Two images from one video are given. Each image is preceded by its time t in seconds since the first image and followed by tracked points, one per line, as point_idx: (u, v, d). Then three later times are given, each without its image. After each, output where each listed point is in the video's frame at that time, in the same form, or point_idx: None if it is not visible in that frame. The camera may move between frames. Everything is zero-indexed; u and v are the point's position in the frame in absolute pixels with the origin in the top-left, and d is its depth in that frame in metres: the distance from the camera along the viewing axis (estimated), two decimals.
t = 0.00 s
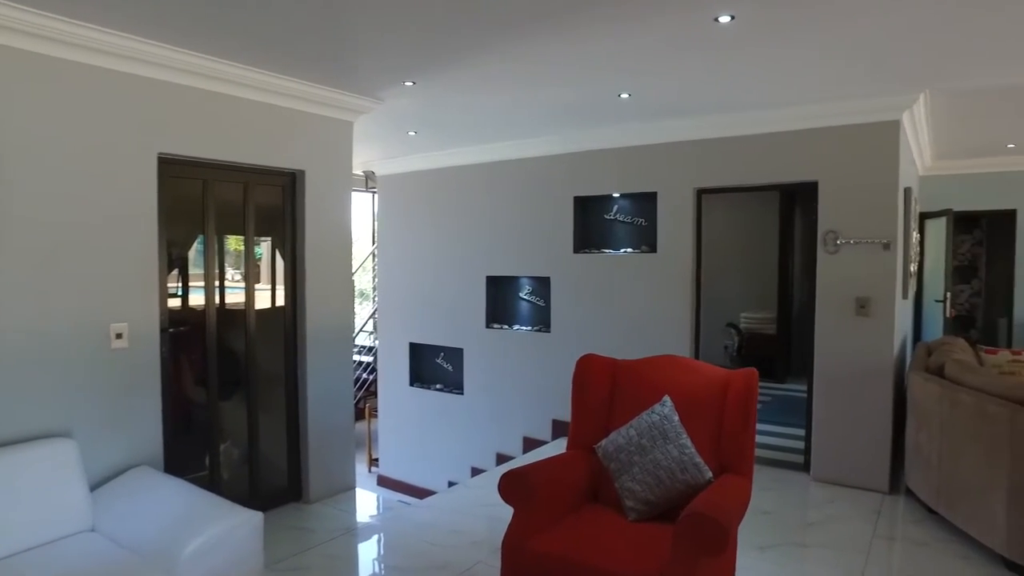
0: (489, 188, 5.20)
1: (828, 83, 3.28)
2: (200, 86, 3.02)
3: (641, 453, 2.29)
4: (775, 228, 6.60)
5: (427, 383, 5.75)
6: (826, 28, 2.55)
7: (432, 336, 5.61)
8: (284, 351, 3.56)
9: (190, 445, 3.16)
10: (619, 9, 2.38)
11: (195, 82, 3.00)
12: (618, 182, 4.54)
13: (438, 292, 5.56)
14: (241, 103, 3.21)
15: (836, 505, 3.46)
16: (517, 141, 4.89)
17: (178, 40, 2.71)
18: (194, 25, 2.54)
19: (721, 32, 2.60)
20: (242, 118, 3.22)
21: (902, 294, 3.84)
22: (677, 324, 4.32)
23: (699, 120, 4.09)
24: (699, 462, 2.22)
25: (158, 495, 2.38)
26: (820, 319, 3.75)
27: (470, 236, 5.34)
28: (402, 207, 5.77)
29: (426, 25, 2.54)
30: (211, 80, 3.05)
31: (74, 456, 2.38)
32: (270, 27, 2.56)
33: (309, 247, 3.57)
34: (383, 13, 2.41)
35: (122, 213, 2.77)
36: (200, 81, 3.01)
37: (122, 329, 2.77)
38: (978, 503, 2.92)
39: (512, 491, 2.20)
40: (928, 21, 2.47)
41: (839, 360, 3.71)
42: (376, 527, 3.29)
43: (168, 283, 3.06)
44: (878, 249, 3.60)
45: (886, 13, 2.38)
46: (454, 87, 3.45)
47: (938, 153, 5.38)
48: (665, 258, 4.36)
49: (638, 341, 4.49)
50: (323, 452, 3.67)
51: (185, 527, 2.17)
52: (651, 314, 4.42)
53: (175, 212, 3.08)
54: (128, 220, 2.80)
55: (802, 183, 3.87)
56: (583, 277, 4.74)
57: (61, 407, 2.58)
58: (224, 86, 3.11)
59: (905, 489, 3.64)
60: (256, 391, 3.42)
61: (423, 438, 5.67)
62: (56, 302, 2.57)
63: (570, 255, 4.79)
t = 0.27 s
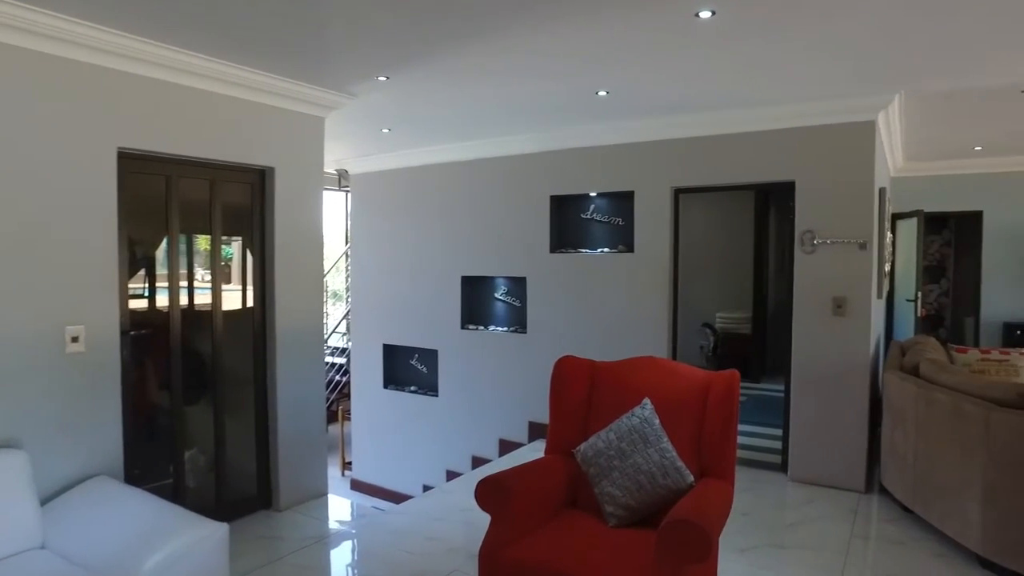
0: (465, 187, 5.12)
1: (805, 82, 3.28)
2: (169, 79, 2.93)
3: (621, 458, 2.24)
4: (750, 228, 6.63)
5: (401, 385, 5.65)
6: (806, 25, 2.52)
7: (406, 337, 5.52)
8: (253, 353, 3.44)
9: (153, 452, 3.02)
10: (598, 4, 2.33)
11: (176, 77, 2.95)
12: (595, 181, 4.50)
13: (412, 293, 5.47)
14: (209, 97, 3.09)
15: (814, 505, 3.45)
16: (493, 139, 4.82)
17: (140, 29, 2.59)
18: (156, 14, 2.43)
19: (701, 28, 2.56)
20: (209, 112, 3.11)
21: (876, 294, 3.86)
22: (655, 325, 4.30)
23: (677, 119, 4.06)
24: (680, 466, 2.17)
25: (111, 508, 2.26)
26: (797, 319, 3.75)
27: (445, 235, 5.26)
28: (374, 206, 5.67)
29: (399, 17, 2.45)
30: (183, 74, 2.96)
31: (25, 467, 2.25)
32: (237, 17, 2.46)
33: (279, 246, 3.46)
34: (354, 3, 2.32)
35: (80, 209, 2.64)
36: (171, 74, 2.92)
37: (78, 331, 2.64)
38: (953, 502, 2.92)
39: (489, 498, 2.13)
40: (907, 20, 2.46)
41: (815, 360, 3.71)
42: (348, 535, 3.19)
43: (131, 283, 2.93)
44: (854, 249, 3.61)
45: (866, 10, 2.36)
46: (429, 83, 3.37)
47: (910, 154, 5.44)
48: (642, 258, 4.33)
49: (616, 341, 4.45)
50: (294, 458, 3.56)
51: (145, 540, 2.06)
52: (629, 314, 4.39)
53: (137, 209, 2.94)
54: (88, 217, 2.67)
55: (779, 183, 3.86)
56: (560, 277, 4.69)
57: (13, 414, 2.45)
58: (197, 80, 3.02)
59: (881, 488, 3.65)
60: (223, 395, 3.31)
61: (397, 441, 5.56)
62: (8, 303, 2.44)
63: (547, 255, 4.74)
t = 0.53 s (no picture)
0: (440, 186, 5.04)
1: (785, 81, 3.26)
2: (142, 75, 2.85)
3: (601, 466, 2.18)
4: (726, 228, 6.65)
5: (375, 388, 5.54)
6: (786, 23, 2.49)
7: (380, 339, 5.41)
8: (220, 358, 3.32)
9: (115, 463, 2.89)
10: None
11: (153, 74, 2.88)
12: (573, 181, 4.45)
13: (387, 294, 5.36)
14: (175, 92, 2.98)
15: (793, 508, 3.43)
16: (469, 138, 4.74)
17: (98, 19, 2.47)
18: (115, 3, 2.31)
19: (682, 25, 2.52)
20: (173, 108, 2.98)
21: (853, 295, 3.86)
22: (633, 326, 4.25)
23: (655, 119, 4.03)
24: (663, 474, 2.12)
25: (65, 526, 2.13)
26: (775, 320, 3.73)
27: (420, 236, 5.17)
28: (348, 206, 5.55)
29: (371, 9, 2.36)
30: (159, 70, 2.90)
31: None
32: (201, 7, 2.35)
33: (248, 247, 3.34)
34: None
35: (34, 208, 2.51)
36: (146, 71, 2.85)
37: (31, 337, 2.50)
38: (931, 503, 2.92)
39: (466, 509, 2.06)
40: (887, 19, 2.44)
41: (794, 362, 3.69)
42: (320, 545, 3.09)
43: (93, 285, 2.80)
44: (832, 250, 3.60)
45: (847, 8, 2.34)
46: (403, 79, 3.28)
47: (883, 156, 5.49)
48: (620, 259, 4.29)
49: (594, 343, 4.40)
50: (263, 465, 3.44)
51: (104, 559, 1.94)
52: (607, 315, 4.35)
53: (97, 208, 2.81)
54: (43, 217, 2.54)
55: (757, 184, 3.84)
56: (537, 278, 4.62)
57: None
58: (173, 77, 2.95)
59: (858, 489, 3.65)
60: (189, 402, 3.18)
61: (371, 445, 5.46)
62: None
63: (523, 256, 4.68)
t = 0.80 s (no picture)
0: (417, 186, 4.95)
1: (765, 79, 3.24)
2: (110, 69, 2.73)
3: (583, 472, 2.13)
4: (704, 229, 6.65)
5: (351, 391, 5.43)
6: (770, 17, 2.46)
7: (355, 341, 5.31)
8: (189, 362, 3.21)
9: (77, 472, 2.76)
10: None
11: (148, 74, 2.87)
12: (551, 181, 4.41)
13: (362, 295, 5.26)
14: (141, 86, 2.86)
15: (774, 509, 3.41)
16: (446, 136, 4.67)
17: (60, 7, 2.35)
18: None
19: (665, 18, 2.47)
20: (142, 102, 2.87)
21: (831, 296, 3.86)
22: (614, 327, 4.22)
23: (635, 117, 3.99)
24: (646, 479, 2.08)
25: (19, 541, 2.01)
26: (755, 321, 3.71)
27: (397, 235, 5.07)
28: (322, 206, 5.44)
29: None
30: (154, 71, 2.88)
31: None
32: None
33: (218, 247, 3.23)
34: None
35: None
36: (116, 65, 2.74)
37: None
38: (911, 503, 2.91)
39: (444, 519, 1.99)
40: (870, 14, 2.43)
41: (774, 362, 3.68)
42: (292, 555, 3.00)
43: (55, 287, 2.68)
44: (812, 251, 3.59)
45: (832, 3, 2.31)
46: (379, 75, 3.20)
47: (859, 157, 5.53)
48: (599, 259, 4.25)
49: (573, 344, 4.36)
50: (234, 473, 3.33)
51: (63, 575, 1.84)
52: (586, 316, 4.31)
53: (57, 206, 2.68)
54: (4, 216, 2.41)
55: (737, 183, 3.83)
56: (516, 278, 4.56)
57: None
58: (167, 77, 2.94)
59: (837, 489, 3.64)
60: (154, 407, 3.06)
61: (347, 449, 5.35)
62: None
63: (501, 256, 4.62)
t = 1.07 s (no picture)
0: (395, 184, 4.87)
1: (747, 77, 3.22)
2: (76, 60, 2.62)
3: (566, 477, 2.08)
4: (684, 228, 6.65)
5: (327, 394, 5.33)
6: (754, 14, 2.43)
7: (332, 343, 5.21)
8: (158, 365, 3.10)
9: (39, 482, 2.64)
10: None
11: (116, 66, 2.76)
12: (531, 180, 4.36)
13: (339, 295, 5.16)
14: (107, 79, 2.75)
15: (756, 510, 3.39)
16: (425, 134, 4.59)
17: None
18: None
19: (649, 14, 2.43)
20: (109, 95, 2.76)
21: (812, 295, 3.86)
22: (595, 327, 4.18)
23: (616, 116, 3.96)
24: (630, 484, 2.03)
25: None
26: (737, 321, 3.70)
27: (374, 234, 4.98)
28: (297, 204, 5.33)
29: None
30: (123, 63, 2.77)
31: None
32: None
33: (188, 246, 3.13)
34: None
35: None
36: (81, 56, 2.63)
37: None
38: (892, 503, 2.91)
39: (423, 527, 1.93)
40: (855, 11, 2.41)
41: (755, 362, 3.66)
42: (267, 564, 2.90)
43: (16, 287, 2.57)
44: (793, 250, 3.58)
45: None
46: (356, 71, 3.12)
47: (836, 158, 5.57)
48: (579, 258, 4.21)
49: (554, 345, 4.32)
50: (205, 480, 3.22)
51: None
52: (567, 316, 4.26)
53: (17, 203, 2.56)
54: None
55: (718, 183, 3.81)
56: (496, 278, 4.50)
57: None
58: (136, 70, 2.84)
59: (818, 489, 3.64)
60: (122, 413, 2.95)
61: (323, 453, 5.24)
62: None
63: (480, 256, 4.55)
